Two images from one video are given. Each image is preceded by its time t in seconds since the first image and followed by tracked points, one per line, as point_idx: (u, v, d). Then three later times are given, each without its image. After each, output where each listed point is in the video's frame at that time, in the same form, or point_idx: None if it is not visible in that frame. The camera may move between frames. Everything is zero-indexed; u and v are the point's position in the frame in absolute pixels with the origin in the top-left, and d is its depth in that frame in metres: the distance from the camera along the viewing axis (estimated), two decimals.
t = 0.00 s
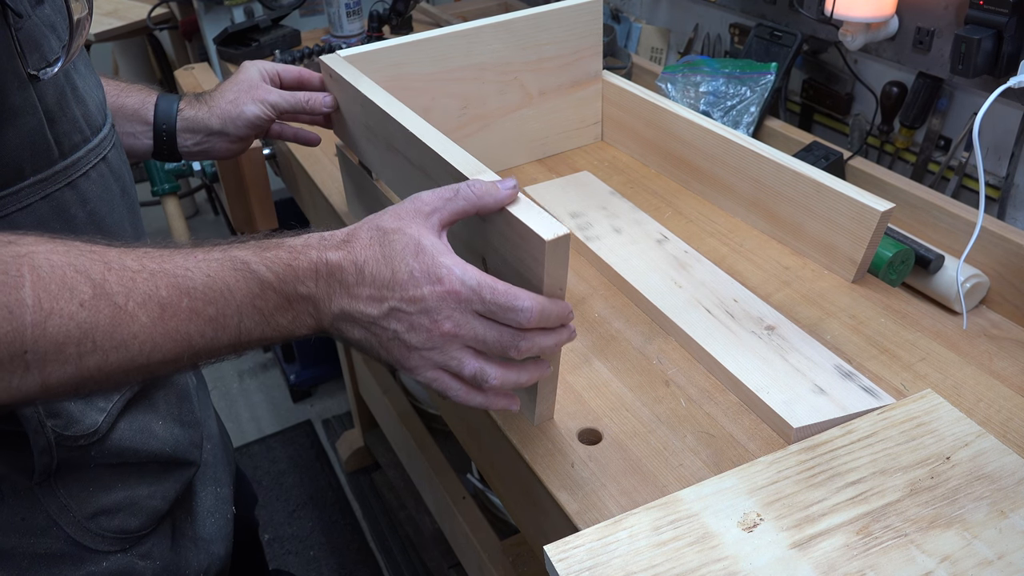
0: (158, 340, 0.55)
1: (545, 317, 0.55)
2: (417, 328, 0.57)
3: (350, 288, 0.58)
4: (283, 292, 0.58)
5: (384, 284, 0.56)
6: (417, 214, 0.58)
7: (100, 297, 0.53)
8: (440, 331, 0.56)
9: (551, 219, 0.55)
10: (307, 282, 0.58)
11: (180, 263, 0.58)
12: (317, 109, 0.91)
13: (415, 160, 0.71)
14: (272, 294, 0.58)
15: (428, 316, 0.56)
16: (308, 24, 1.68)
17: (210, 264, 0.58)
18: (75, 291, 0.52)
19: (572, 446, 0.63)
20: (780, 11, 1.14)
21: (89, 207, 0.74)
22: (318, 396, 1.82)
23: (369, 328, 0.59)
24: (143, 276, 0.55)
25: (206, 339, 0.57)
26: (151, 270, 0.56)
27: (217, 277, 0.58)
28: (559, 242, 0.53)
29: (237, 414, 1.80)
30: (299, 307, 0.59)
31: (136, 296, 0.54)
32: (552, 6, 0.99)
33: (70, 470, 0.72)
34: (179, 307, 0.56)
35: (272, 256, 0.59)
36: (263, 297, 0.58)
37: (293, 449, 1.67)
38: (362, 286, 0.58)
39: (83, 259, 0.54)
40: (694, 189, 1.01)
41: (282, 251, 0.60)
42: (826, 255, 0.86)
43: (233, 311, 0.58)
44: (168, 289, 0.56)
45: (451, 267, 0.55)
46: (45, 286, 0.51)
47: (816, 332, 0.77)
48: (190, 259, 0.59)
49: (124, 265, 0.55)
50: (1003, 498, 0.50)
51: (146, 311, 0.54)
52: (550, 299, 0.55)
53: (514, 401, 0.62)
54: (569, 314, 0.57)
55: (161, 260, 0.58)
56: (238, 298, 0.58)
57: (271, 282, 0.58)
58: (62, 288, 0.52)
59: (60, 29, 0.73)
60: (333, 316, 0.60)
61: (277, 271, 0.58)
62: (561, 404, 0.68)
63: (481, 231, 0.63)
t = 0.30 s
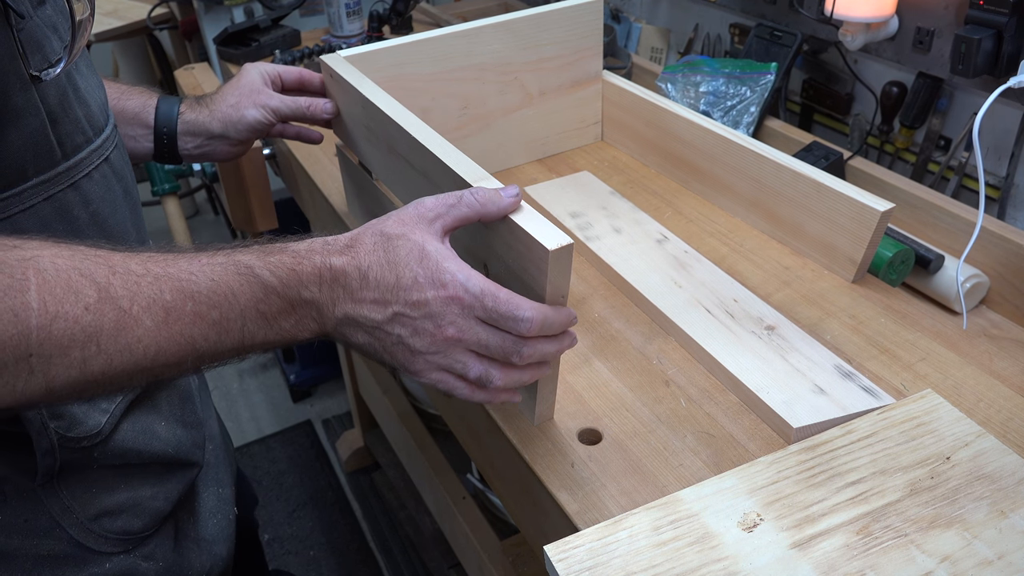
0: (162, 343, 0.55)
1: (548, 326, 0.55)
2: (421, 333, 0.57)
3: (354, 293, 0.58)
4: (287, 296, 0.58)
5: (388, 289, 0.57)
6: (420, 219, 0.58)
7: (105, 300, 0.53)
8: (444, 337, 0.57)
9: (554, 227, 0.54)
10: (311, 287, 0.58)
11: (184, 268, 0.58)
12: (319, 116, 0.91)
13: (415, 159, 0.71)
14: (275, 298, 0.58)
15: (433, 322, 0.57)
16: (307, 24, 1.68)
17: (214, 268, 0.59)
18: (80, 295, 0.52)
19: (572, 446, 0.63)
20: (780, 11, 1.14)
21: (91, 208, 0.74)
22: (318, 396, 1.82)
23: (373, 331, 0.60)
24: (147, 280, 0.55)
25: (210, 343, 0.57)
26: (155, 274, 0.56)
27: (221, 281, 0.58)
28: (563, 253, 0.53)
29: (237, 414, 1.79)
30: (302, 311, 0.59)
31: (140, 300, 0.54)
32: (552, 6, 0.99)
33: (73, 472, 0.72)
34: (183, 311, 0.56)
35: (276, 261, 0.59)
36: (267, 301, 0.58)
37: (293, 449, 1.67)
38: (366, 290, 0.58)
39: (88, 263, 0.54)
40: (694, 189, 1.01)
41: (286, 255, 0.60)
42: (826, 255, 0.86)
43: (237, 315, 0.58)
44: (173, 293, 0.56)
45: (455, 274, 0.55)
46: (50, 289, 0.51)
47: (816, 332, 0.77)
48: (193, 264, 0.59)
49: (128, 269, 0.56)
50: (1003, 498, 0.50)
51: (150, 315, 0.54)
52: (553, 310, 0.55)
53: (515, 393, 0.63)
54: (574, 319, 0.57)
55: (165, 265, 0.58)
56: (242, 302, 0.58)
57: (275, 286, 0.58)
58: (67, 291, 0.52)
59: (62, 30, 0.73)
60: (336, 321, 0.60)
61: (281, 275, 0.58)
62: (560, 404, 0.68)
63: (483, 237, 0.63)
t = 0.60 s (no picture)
0: (162, 345, 0.55)
1: (552, 320, 0.55)
2: (425, 332, 0.57)
3: (356, 292, 0.58)
4: (287, 296, 0.58)
5: (392, 288, 0.57)
6: (422, 218, 0.58)
7: (105, 302, 0.53)
8: (448, 335, 0.57)
9: (554, 225, 0.55)
10: (312, 287, 0.58)
11: (184, 269, 0.58)
12: (320, 117, 0.91)
13: (415, 159, 0.71)
14: (276, 297, 0.58)
15: (436, 320, 0.57)
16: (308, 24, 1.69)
17: (214, 269, 0.58)
18: (80, 297, 0.52)
19: (572, 446, 0.63)
20: (780, 11, 1.14)
21: (91, 209, 0.74)
22: (318, 396, 1.82)
23: (376, 332, 0.60)
24: (147, 281, 0.55)
25: (211, 344, 0.57)
26: (155, 275, 0.56)
27: (221, 282, 0.58)
28: (564, 252, 0.53)
29: (237, 414, 1.79)
30: (303, 311, 0.59)
31: (140, 301, 0.54)
32: (552, 6, 0.99)
33: (74, 473, 0.72)
34: (182, 312, 0.55)
35: (276, 260, 0.59)
36: (268, 301, 0.58)
37: (293, 449, 1.67)
38: (368, 291, 0.57)
39: (87, 265, 0.54)
40: (694, 189, 1.01)
41: (287, 255, 0.59)
42: (826, 256, 0.86)
43: (238, 316, 0.57)
44: (173, 294, 0.56)
45: (458, 270, 0.56)
46: (49, 292, 0.51)
47: (816, 332, 0.77)
48: (193, 264, 0.59)
49: (128, 271, 0.55)
50: (1003, 498, 0.50)
51: (150, 316, 0.54)
52: (557, 301, 0.55)
53: (517, 390, 0.63)
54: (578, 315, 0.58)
55: (165, 266, 0.58)
56: (242, 302, 0.57)
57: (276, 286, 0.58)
58: (66, 293, 0.52)
59: (62, 30, 0.73)
60: (338, 320, 0.60)
61: (281, 275, 0.58)
62: (560, 404, 0.68)
63: (484, 235, 0.63)
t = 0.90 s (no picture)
0: (160, 348, 0.55)
1: (552, 322, 0.55)
2: (424, 334, 0.57)
3: (356, 295, 0.58)
4: (286, 298, 0.58)
5: (391, 291, 0.57)
6: (421, 221, 0.58)
7: (106, 306, 0.53)
8: (447, 337, 0.57)
9: (555, 225, 0.55)
10: (312, 288, 0.58)
11: (184, 271, 0.58)
12: (320, 118, 0.91)
13: (415, 159, 0.71)
14: (274, 300, 0.58)
15: (435, 322, 0.57)
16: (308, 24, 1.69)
17: (213, 271, 0.58)
18: (79, 301, 0.52)
19: (572, 446, 0.63)
20: (780, 11, 1.14)
21: (91, 210, 0.74)
22: (318, 396, 1.82)
23: (376, 333, 0.59)
24: (146, 284, 0.55)
25: (211, 347, 0.57)
26: (154, 278, 0.56)
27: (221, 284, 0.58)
28: (565, 252, 0.53)
29: (237, 414, 1.79)
30: (303, 313, 0.59)
31: (139, 304, 0.54)
32: (552, 6, 0.99)
33: (74, 475, 0.72)
34: (182, 314, 0.56)
35: (275, 263, 0.59)
36: (267, 303, 0.58)
37: (293, 449, 1.67)
38: (368, 293, 0.57)
39: (87, 268, 0.54)
40: (694, 189, 1.01)
41: (286, 257, 0.59)
42: (826, 256, 0.86)
43: (237, 318, 0.57)
44: (172, 297, 0.56)
45: (457, 272, 0.56)
46: (48, 295, 0.51)
47: (816, 332, 0.77)
48: (193, 267, 0.59)
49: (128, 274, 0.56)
50: (1003, 498, 0.50)
51: (149, 319, 0.54)
52: (556, 303, 0.56)
53: (516, 390, 0.63)
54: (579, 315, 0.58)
55: (164, 269, 0.58)
56: (242, 305, 0.58)
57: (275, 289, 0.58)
58: (65, 296, 0.52)
59: (61, 32, 0.73)
60: (338, 322, 0.60)
61: (280, 278, 0.58)
62: (561, 404, 0.68)
63: (484, 235, 0.62)
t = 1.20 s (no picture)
0: (155, 353, 0.55)
1: (549, 326, 0.55)
2: (421, 342, 0.58)
3: (352, 303, 0.58)
4: (282, 305, 0.58)
5: (388, 302, 0.57)
6: (416, 229, 0.58)
7: (101, 311, 0.53)
8: (444, 346, 0.57)
9: (555, 224, 0.55)
10: (309, 297, 0.58)
11: (180, 277, 0.58)
12: (321, 118, 0.91)
13: (415, 159, 0.71)
14: (270, 306, 0.58)
15: (433, 331, 0.57)
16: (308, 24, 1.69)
17: (209, 277, 0.59)
18: (74, 306, 0.52)
19: (572, 446, 0.63)
20: (780, 11, 1.14)
21: (89, 210, 0.74)
22: (318, 396, 1.82)
23: (373, 341, 0.60)
24: (141, 289, 0.56)
25: (206, 353, 0.57)
26: (150, 284, 0.56)
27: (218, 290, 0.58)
28: (566, 252, 0.53)
29: (237, 414, 1.79)
30: (299, 320, 0.59)
31: (134, 310, 0.54)
32: (552, 6, 0.99)
33: (73, 474, 0.72)
34: (177, 320, 0.56)
35: (272, 270, 0.59)
36: (263, 310, 0.58)
37: (293, 449, 1.67)
38: (365, 302, 0.58)
39: (82, 273, 0.55)
40: (694, 189, 1.01)
41: (283, 264, 0.59)
42: (827, 256, 0.86)
43: (232, 324, 0.58)
44: (167, 303, 0.56)
45: (455, 283, 0.55)
46: (43, 299, 0.51)
47: (816, 332, 0.77)
48: (189, 272, 0.59)
49: (123, 279, 0.56)
50: (1003, 498, 0.50)
51: (144, 324, 0.54)
52: (555, 307, 0.55)
53: (515, 391, 0.63)
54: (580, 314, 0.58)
55: (161, 274, 0.58)
56: (237, 312, 0.58)
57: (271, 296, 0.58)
58: (60, 301, 0.52)
59: (58, 31, 0.73)
60: (334, 330, 0.60)
61: (277, 285, 0.58)
62: (561, 404, 0.68)
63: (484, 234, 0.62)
